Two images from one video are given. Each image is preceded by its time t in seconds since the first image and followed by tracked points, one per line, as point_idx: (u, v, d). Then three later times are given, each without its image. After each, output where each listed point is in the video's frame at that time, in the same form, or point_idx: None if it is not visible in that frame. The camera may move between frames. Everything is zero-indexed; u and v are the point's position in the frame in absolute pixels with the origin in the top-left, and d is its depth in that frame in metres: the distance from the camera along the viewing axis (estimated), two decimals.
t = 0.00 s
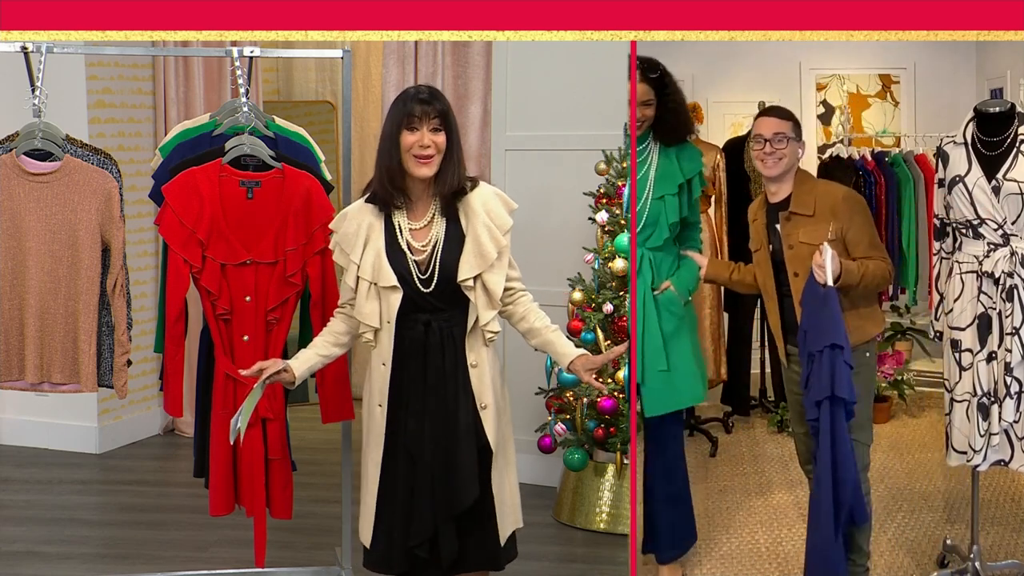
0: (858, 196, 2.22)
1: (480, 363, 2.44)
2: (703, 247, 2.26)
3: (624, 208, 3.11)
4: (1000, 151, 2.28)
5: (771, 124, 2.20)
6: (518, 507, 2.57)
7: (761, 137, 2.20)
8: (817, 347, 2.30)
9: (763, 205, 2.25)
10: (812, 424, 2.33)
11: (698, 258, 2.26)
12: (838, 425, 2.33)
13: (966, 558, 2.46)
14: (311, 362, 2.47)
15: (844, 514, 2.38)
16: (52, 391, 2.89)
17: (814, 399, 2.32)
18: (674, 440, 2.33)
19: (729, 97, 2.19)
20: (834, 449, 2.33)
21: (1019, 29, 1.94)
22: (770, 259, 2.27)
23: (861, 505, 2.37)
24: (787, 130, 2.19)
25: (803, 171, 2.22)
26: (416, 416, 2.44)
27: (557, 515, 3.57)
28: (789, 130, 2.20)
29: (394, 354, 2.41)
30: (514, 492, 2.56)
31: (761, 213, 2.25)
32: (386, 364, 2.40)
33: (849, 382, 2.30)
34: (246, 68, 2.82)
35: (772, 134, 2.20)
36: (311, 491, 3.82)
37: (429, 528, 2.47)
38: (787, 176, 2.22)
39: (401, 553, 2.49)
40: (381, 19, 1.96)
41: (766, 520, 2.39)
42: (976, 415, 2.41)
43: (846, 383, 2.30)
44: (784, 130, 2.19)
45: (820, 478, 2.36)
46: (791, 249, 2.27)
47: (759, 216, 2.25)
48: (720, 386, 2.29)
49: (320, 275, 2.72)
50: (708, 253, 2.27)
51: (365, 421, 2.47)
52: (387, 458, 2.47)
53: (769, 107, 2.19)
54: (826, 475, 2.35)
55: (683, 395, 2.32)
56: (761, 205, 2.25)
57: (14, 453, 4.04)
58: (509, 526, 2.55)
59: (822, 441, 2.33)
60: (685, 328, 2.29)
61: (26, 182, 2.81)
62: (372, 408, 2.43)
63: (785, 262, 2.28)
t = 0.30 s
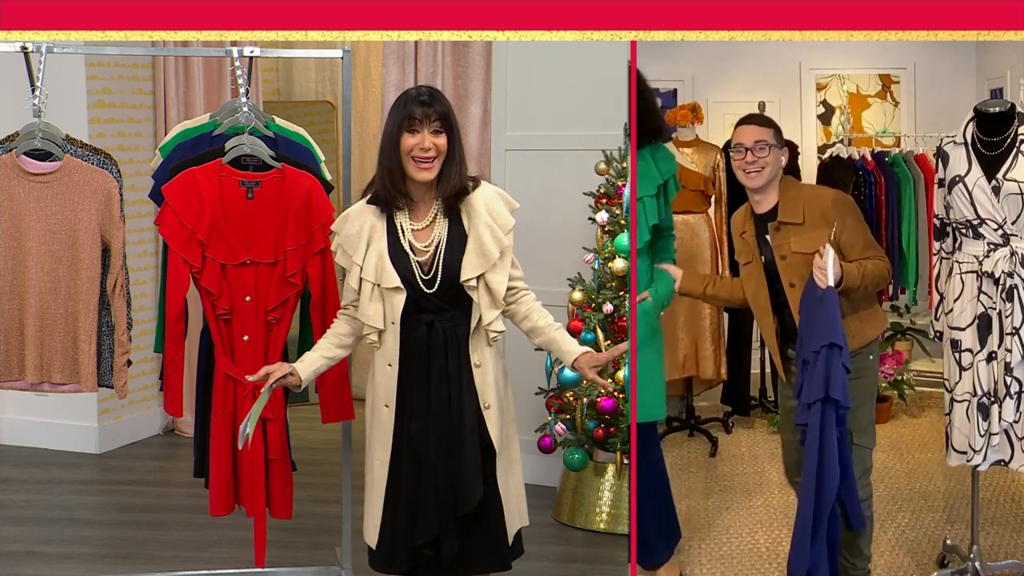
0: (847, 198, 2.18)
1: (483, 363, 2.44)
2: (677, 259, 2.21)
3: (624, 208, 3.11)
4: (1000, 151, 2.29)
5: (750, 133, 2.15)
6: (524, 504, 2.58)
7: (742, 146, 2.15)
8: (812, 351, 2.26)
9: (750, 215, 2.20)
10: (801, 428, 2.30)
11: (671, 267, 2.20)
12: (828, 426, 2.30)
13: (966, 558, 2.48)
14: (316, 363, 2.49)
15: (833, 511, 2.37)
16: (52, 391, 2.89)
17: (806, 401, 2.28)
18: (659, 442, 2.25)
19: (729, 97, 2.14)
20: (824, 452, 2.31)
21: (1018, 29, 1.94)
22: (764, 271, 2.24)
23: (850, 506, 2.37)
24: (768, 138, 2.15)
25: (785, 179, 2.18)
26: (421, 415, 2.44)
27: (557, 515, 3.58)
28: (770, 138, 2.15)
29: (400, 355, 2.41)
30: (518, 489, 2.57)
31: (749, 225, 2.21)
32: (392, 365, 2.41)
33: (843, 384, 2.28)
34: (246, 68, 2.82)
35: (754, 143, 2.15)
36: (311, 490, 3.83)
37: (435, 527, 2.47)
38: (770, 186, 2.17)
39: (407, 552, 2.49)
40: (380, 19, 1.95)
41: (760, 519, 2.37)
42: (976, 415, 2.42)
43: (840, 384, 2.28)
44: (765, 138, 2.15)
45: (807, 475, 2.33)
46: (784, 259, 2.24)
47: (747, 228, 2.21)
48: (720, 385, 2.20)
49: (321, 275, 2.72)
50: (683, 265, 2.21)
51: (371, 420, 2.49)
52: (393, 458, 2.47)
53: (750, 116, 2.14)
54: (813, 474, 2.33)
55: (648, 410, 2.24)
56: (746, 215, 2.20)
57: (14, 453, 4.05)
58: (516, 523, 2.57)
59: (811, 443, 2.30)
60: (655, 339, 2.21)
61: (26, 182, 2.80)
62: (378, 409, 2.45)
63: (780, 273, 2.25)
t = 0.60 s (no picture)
0: (823, 203, 2.19)
1: (485, 363, 2.44)
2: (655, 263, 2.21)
3: (625, 208, 3.11)
4: (1000, 151, 2.29)
5: (725, 141, 2.15)
6: (524, 505, 2.57)
7: (715, 155, 2.16)
8: (829, 346, 2.26)
9: (723, 227, 2.21)
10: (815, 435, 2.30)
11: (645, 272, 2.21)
12: (841, 428, 2.30)
13: (965, 558, 2.48)
14: (321, 365, 2.50)
15: (835, 511, 2.35)
16: (52, 391, 2.89)
17: (821, 403, 2.28)
18: (657, 442, 2.25)
19: (730, 97, 2.14)
20: (838, 456, 2.31)
21: (1018, 29, 1.95)
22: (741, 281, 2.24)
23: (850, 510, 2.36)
24: (742, 146, 2.15)
25: (761, 188, 2.19)
26: (427, 415, 2.44)
27: (557, 515, 3.58)
28: (744, 146, 2.15)
29: (402, 355, 2.41)
30: (518, 489, 2.55)
31: (724, 237, 2.22)
32: (395, 365, 2.40)
33: (857, 380, 2.27)
34: (246, 67, 2.81)
35: (728, 151, 2.16)
36: (311, 491, 3.83)
37: (440, 527, 2.48)
38: (745, 195, 2.18)
39: (414, 551, 2.50)
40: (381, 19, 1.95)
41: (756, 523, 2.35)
42: (976, 415, 2.41)
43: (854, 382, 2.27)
44: (739, 146, 2.15)
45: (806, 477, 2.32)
46: (766, 270, 2.24)
47: (725, 240, 2.22)
48: (720, 386, 2.24)
49: (321, 275, 2.72)
50: (672, 268, 2.23)
51: (373, 422, 2.47)
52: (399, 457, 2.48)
53: (723, 124, 2.15)
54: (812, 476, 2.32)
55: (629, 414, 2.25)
56: (724, 228, 2.21)
57: (15, 453, 4.05)
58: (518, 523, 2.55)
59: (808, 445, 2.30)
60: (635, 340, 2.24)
61: (26, 182, 2.80)
62: (381, 410, 2.44)
63: (760, 285, 2.24)
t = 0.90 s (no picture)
0: (795, 202, 2.17)
1: (484, 362, 2.44)
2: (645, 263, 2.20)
3: (625, 208, 3.10)
4: (1000, 151, 2.28)
5: (695, 146, 2.15)
6: (523, 506, 2.56)
7: (686, 160, 2.15)
8: (843, 346, 2.25)
9: (697, 233, 2.21)
10: (835, 437, 2.29)
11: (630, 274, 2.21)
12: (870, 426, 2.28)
13: (966, 557, 2.46)
14: (324, 359, 2.49)
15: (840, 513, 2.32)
16: (52, 391, 2.89)
17: (843, 404, 2.27)
18: (657, 442, 2.25)
19: (730, 97, 2.14)
20: (875, 456, 2.30)
21: (1018, 29, 1.95)
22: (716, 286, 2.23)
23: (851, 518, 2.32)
24: (713, 151, 2.14)
25: (734, 192, 2.17)
26: (426, 412, 2.44)
27: (557, 515, 3.58)
28: (716, 150, 2.14)
29: (404, 350, 2.42)
30: (518, 489, 2.55)
31: (697, 242, 2.21)
32: (396, 360, 2.41)
33: (879, 374, 2.25)
34: (246, 67, 2.81)
35: (698, 156, 2.14)
36: (311, 491, 3.83)
37: (436, 525, 2.48)
38: (717, 199, 2.17)
39: (416, 550, 2.48)
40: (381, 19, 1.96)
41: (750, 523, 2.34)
42: (976, 415, 2.40)
43: (874, 380, 2.25)
44: (711, 151, 2.14)
45: (794, 480, 2.32)
46: (743, 274, 2.24)
47: (699, 245, 2.21)
48: (720, 386, 2.25)
49: (321, 276, 2.72)
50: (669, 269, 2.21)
51: (373, 418, 2.47)
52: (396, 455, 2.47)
53: (691, 129, 2.15)
54: (806, 475, 2.32)
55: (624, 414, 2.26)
56: (697, 234, 2.21)
57: (15, 453, 4.05)
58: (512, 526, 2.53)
59: (796, 450, 2.30)
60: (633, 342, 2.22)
61: (26, 182, 2.80)
62: (383, 405, 2.44)
63: (735, 288, 2.25)
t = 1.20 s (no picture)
0: (790, 201, 2.14)
1: (482, 360, 2.44)
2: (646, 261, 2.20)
3: (625, 208, 3.10)
4: (1000, 151, 2.30)
5: (691, 146, 2.13)
6: (521, 511, 2.54)
7: (682, 160, 2.14)
8: (847, 355, 2.21)
9: (694, 233, 2.18)
10: (832, 443, 2.24)
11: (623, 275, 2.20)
12: (868, 436, 2.24)
13: (966, 557, 2.47)
14: (327, 354, 2.49)
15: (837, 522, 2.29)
16: (52, 391, 2.89)
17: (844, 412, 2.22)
18: (657, 442, 2.25)
19: (730, 97, 2.13)
20: (870, 464, 2.27)
21: (1018, 29, 1.95)
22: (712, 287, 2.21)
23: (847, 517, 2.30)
24: (709, 151, 2.13)
25: (729, 191, 2.14)
26: (425, 410, 2.44)
27: (557, 515, 3.58)
28: (712, 151, 2.13)
29: (407, 345, 2.42)
30: (518, 492, 2.53)
31: (693, 241, 2.18)
32: (400, 354, 2.41)
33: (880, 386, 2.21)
34: (246, 68, 2.81)
35: (695, 156, 2.13)
36: (311, 491, 3.83)
37: (433, 522, 2.47)
38: (713, 199, 2.15)
39: (411, 546, 2.47)
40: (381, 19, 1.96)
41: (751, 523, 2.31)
42: (976, 415, 2.40)
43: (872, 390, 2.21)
44: (707, 151, 2.13)
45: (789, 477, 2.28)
46: (738, 274, 2.21)
47: (695, 245, 2.18)
48: (720, 385, 2.23)
49: (320, 275, 2.72)
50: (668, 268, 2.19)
51: (378, 414, 2.47)
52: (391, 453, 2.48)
53: (690, 128, 2.14)
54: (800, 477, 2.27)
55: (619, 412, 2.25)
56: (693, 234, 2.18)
57: (15, 453, 4.06)
58: (507, 531, 2.51)
59: (789, 449, 2.25)
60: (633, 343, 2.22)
61: (26, 182, 2.80)
62: (387, 400, 2.44)
63: (731, 289, 2.22)
